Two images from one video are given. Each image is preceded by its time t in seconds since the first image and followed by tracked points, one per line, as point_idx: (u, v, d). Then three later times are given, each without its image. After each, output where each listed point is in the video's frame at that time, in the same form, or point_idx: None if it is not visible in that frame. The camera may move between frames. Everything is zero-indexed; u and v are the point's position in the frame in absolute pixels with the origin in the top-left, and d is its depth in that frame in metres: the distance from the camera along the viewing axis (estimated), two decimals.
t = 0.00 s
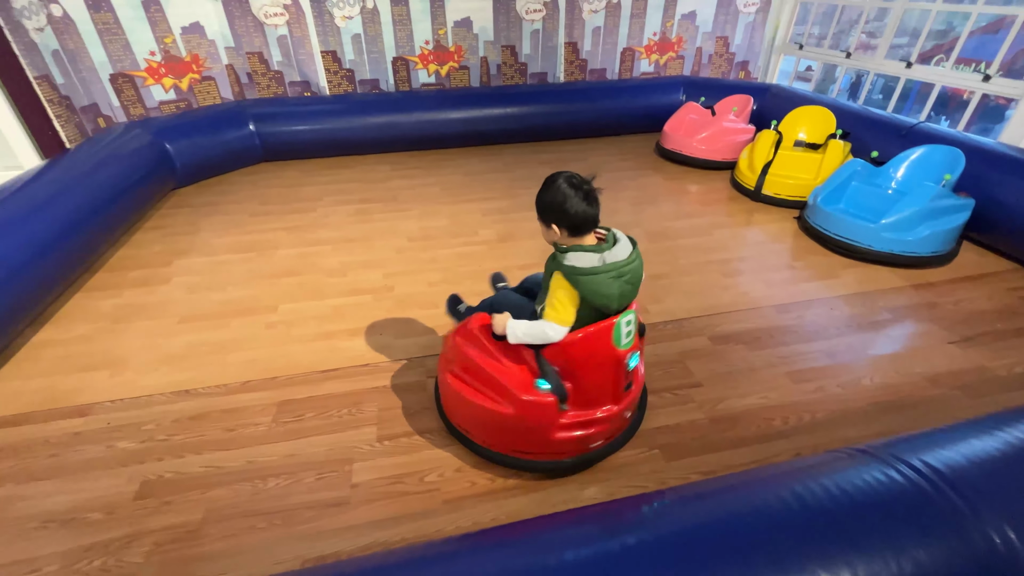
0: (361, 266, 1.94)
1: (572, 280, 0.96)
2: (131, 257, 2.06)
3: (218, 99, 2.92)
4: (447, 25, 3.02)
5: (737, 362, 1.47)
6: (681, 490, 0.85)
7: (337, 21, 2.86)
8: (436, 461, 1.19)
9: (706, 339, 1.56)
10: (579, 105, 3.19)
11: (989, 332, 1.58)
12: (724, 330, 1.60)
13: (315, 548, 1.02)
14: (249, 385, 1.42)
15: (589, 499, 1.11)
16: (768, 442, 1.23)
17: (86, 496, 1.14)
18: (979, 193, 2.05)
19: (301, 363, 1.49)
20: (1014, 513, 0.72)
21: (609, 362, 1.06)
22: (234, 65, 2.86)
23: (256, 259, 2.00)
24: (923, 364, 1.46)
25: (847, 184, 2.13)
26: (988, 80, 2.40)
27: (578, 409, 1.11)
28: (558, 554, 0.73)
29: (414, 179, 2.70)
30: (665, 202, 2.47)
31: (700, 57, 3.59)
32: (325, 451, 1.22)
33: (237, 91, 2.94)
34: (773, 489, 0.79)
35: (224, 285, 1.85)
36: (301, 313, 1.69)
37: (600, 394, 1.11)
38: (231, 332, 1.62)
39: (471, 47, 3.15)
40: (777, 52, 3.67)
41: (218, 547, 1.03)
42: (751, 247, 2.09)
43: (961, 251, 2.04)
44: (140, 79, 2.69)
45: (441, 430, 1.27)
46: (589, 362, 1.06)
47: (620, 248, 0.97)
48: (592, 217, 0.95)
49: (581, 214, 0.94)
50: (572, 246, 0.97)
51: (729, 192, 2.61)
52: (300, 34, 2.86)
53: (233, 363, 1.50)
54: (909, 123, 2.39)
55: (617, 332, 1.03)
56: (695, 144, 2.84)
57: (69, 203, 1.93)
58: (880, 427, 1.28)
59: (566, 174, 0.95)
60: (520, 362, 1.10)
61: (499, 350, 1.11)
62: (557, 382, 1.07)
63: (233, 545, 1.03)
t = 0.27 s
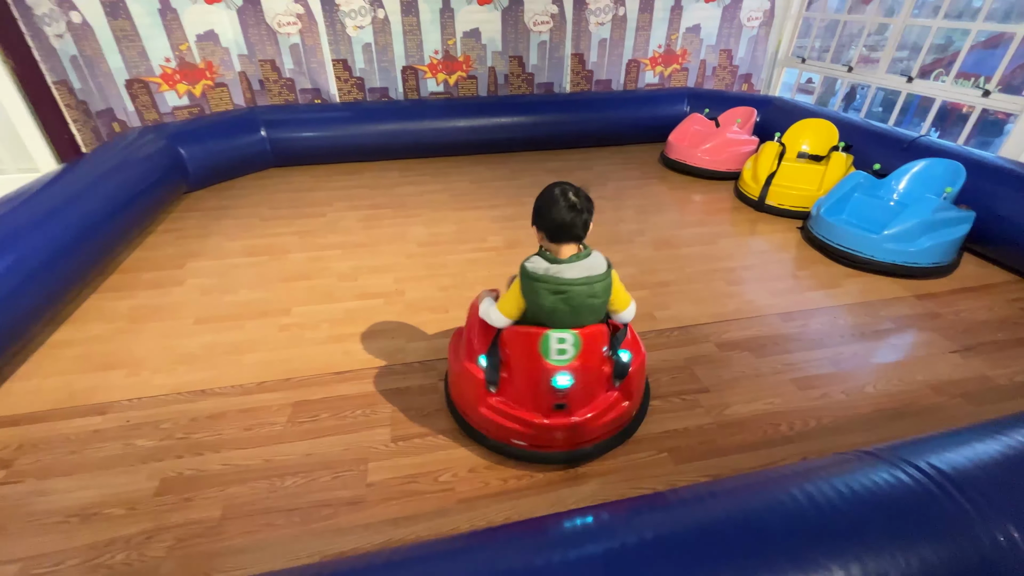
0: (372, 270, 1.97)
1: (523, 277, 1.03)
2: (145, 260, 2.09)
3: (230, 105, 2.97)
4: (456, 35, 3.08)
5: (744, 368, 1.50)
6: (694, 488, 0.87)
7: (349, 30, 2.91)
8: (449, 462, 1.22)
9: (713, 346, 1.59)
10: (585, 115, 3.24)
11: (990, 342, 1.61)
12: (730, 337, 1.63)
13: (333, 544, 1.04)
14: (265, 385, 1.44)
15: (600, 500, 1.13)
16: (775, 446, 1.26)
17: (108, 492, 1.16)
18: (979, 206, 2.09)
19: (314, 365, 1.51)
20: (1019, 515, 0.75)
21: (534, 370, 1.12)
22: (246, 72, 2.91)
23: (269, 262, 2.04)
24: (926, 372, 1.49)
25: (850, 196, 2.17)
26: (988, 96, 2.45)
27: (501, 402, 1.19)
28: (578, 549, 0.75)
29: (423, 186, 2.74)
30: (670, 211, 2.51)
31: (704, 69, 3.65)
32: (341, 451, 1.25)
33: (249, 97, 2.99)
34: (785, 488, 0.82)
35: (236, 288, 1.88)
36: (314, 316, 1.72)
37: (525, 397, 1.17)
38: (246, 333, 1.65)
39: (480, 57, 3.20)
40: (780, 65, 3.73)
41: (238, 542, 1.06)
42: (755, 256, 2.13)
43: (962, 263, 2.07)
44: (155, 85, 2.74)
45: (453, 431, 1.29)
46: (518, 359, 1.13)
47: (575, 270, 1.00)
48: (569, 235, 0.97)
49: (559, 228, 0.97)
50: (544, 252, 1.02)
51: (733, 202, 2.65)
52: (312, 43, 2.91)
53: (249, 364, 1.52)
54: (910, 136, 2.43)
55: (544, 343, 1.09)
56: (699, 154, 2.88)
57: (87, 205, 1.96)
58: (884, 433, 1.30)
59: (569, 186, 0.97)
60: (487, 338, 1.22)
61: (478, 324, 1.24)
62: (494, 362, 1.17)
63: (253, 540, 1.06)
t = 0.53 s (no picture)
0: (377, 275, 2.00)
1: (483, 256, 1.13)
2: (151, 264, 2.12)
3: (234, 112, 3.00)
4: (458, 46, 3.13)
5: (743, 372, 1.53)
6: (698, 484, 0.90)
7: (353, 40, 2.96)
8: (457, 462, 1.24)
9: (712, 350, 1.62)
10: (585, 124, 3.29)
11: (982, 346, 1.65)
12: (729, 341, 1.66)
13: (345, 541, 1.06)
14: (273, 388, 1.47)
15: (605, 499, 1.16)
16: (775, 447, 1.29)
17: (120, 492, 1.18)
18: (970, 215, 2.14)
19: (322, 368, 1.54)
20: (1011, 509, 0.78)
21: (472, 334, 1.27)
22: (251, 80, 2.95)
23: (274, 267, 2.06)
24: (921, 376, 1.53)
25: (845, 204, 2.22)
26: (977, 107, 2.52)
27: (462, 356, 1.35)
28: (589, 542, 0.78)
29: (425, 193, 2.78)
30: (669, 219, 2.55)
31: (700, 80, 3.72)
32: (350, 452, 1.27)
33: (253, 105, 3.03)
34: (787, 483, 0.85)
35: (242, 293, 1.90)
36: (321, 320, 1.75)
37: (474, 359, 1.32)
38: (253, 337, 1.67)
39: (481, 67, 3.25)
40: (775, 76, 3.80)
41: (251, 540, 1.08)
42: (753, 263, 2.17)
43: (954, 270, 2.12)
44: (160, 92, 2.78)
45: (460, 433, 1.32)
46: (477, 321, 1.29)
47: (506, 268, 1.02)
48: (523, 239, 1.02)
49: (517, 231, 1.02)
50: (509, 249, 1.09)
51: (730, 210, 2.70)
52: (316, 52, 2.95)
53: (257, 367, 1.55)
54: (903, 147, 2.49)
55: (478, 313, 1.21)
56: (697, 163, 2.94)
57: (95, 209, 1.99)
58: (880, 435, 1.34)
59: (550, 199, 1.01)
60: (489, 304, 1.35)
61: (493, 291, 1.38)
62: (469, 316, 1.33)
63: (266, 538, 1.08)
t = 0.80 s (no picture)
0: (377, 280, 2.02)
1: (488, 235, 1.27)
2: (151, 270, 2.13)
3: (233, 119, 3.03)
4: (455, 54, 3.18)
5: (738, 373, 1.56)
6: (696, 478, 0.93)
7: (351, 48, 3.00)
8: (459, 462, 1.27)
9: (708, 352, 1.66)
10: (580, 132, 3.34)
11: (969, 347, 1.70)
12: (724, 343, 1.70)
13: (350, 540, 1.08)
14: (276, 391, 1.48)
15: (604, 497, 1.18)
16: (769, 446, 1.32)
17: (127, 493, 1.20)
18: (956, 220, 2.19)
19: (324, 371, 1.56)
20: (994, 500, 0.82)
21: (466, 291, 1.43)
22: (250, 88, 2.98)
23: (275, 273, 2.08)
24: (910, 376, 1.57)
25: (835, 209, 2.27)
26: (963, 115, 2.58)
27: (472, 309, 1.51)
28: (592, 533, 0.81)
29: (423, 199, 2.81)
30: (664, 224, 2.60)
31: (693, 88, 3.79)
32: (354, 453, 1.29)
33: (252, 112, 3.05)
34: (782, 477, 0.88)
35: (243, 298, 1.92)
36: (322, 324, 1.77)
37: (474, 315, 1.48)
38: (255, 341, 1.69)
39: (478, 75, 3.30)
40: (766, 84, 3.87)
41: (257, 540, 1.10)
42: (746, 267, 2.21)
43: (941, 274, 2.17)
44: (160, 99, 2.81)
45: (461, 433, 1.35)
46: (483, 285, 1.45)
47: (461, 245, 1.16)
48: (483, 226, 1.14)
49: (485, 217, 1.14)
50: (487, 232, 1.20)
51: (723, 215, 2.75)
52: (315, 61, 2.99)
53: (259, 370, 1.56)
54: (890, 153, 2.55)
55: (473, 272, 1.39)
56: (690, 169, 2.99)
57: (97, 215, 2.00)
58: (871, 433, 1.37)
59: (520, 199, 1.08)
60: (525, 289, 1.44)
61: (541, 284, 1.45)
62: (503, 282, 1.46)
63: (272, 538, 1.10)
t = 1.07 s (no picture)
0: (377, 283, 2.04)
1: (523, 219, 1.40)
2: (151, 273, 2.14)
3: (231, 124, 3.05)
4: (452, 59, 3.21)
5: (734, 372, 1.59)
6: (695, 472, 0.95)
7: (349, 53, 3.02)
8: (461, 460, 1.28)
9: (704, 351, 1.68)
10: (576, 135, 3.37)
11: (959, 345, 1.73)
12: (720, 343, 1.72)
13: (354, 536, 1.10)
14: (277, 392, 1.50)
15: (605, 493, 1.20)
16: (765, 442, 1.35)
17: (131, 493, 1.21)
18: (946, 221, 2.23)
19: (325, 372, 1.57)
20: (984, 489, 0.84)
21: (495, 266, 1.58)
22: (248, 93, 3.00)
23: (275, 276, 2.10)
24: (902, 373, 1.60)
25: (828, 211, 2.31)
26: (951, 119, 2.63)
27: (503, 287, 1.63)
28: (595, 524, 0.83)
29: (422, 203, 2.83)
30: (660, 226, 2.63)
31: (687, 92, 3.83)
32: (356, 452, 1.30)
33: (250, 117, 3.07)
34: (779, 469, 0.91)
35: (243, 301, 1.93)
36: (322, 326, 1.78)
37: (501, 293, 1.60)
38: (256, 343, 1.70)
39: (475, 80, 3.33)
40: (759, 89, 3.93)
41: (262, 538, 1.11)
42: (741, 268, 2.24)
43: (932, 274, 2.21)
44: (158, 104, 2.82)
45: (463, 432, 1.36)
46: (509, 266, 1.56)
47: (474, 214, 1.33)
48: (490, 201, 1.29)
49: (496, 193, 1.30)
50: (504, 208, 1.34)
51: (718, 218, 2.79)
52: (313, 66, 3.01)
53: (261, 372, 1.58)
54: (881, 156, 2.59)
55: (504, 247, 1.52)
56: (685, 173, 3.02)
57: (98, 219, 2.01)
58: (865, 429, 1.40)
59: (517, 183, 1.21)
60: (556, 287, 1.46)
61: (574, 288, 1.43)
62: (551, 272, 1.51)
63: (276, 536, 1.11)
